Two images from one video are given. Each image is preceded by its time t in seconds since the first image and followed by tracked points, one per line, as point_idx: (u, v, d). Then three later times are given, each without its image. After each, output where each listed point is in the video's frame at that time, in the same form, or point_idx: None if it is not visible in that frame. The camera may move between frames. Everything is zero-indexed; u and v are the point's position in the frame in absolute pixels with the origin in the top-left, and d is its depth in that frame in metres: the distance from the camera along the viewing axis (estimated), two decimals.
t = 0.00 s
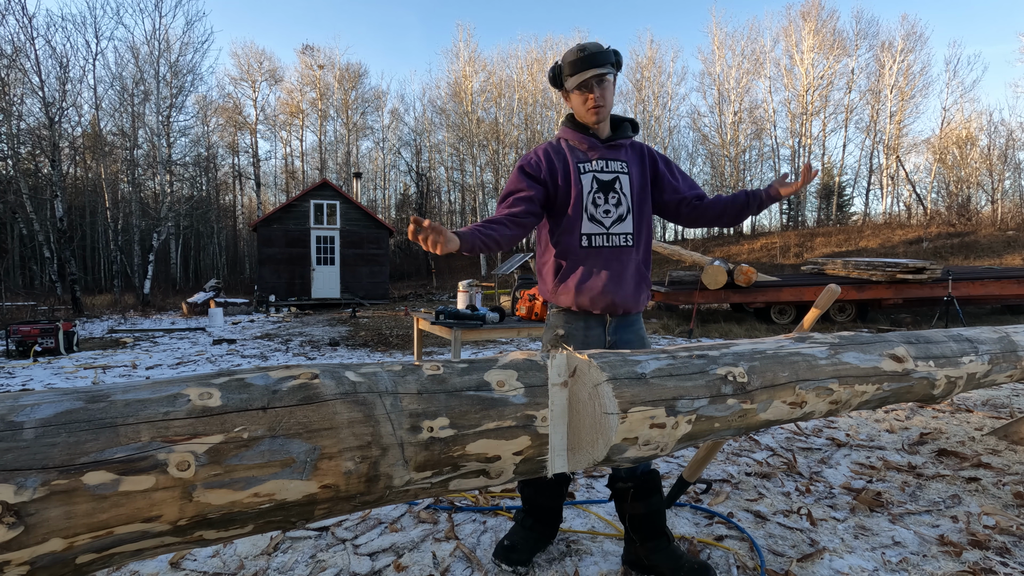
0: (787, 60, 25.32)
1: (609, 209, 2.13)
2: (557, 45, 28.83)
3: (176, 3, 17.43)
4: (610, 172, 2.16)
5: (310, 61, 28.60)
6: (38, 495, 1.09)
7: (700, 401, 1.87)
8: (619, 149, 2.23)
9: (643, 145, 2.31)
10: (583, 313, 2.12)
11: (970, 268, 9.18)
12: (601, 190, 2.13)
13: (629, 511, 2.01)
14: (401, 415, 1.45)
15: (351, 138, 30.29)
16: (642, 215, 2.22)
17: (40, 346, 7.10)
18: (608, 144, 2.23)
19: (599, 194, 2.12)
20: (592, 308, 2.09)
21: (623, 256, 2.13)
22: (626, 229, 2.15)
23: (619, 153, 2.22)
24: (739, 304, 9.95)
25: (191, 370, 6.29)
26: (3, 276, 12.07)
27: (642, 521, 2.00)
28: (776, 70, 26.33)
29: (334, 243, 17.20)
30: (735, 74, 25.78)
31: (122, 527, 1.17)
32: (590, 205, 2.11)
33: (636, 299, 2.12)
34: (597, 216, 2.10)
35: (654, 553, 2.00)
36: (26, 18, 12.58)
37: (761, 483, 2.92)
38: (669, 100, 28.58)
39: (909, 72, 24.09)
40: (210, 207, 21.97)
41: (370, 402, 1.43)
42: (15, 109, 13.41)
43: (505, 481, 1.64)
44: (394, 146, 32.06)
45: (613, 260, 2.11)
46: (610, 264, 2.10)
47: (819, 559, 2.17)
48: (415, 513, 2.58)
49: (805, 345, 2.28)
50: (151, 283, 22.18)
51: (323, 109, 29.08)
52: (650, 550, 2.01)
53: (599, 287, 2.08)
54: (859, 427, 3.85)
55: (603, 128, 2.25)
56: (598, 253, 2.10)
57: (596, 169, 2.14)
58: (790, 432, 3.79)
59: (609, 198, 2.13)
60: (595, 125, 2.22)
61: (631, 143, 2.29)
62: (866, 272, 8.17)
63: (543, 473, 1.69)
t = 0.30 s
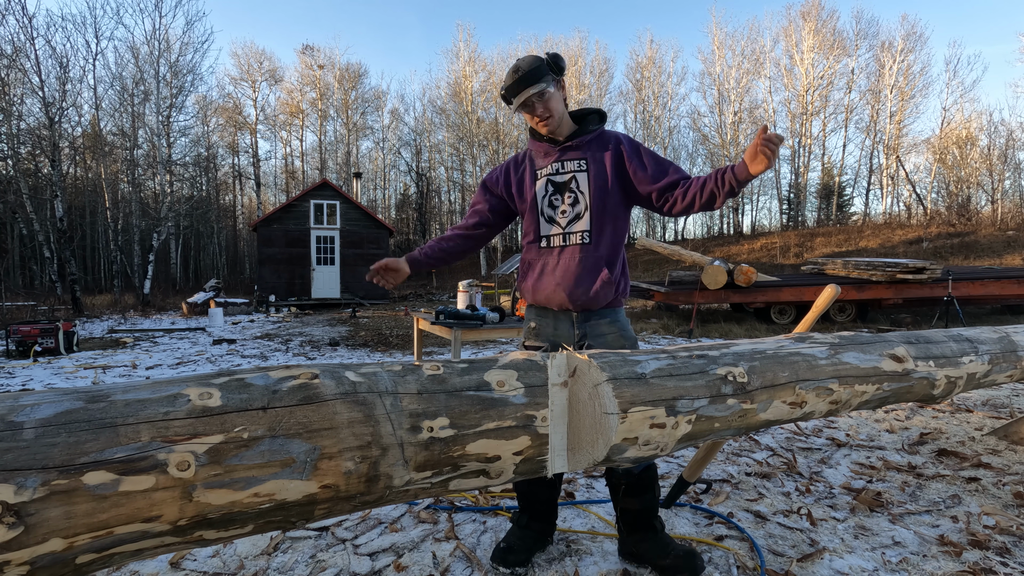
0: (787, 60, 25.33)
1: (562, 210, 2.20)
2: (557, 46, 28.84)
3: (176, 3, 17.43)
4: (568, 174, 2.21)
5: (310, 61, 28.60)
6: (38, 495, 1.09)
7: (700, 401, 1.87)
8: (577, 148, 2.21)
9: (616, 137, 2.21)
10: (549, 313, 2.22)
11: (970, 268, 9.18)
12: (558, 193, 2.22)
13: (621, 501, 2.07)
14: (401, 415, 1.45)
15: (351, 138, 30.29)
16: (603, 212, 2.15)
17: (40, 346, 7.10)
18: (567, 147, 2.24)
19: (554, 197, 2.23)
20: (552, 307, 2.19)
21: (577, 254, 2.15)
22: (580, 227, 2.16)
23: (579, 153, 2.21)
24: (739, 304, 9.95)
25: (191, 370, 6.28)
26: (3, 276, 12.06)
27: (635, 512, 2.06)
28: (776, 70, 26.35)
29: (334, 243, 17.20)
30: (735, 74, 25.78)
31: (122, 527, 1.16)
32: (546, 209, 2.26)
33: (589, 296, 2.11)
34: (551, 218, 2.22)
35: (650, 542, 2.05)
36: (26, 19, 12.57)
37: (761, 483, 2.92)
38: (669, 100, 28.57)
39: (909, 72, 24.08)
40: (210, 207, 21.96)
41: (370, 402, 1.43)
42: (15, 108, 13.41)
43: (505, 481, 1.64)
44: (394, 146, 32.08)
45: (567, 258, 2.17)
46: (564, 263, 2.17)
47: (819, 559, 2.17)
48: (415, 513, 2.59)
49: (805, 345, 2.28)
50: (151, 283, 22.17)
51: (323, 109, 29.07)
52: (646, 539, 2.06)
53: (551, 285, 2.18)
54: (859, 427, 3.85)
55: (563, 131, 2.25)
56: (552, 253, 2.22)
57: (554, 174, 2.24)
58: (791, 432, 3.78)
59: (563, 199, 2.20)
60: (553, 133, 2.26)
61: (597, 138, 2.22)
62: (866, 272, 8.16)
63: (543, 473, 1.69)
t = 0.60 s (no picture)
0: (787, 60, 25.33)
1: (545, 218, 2.31)
2: (557, 45, 28.85)
3: (176, 3, 17.41)
4: (551, 184, 2.28)
5: (310, 61, 28.58)
6: (38, 495, 1.09)
7: (700, 401, 1.87)
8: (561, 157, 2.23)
9: (591, 143, 2.12)
10: (540, 315, 2.38)
11: (970, 268, 9.18)
12: (546, 201, 2.32)
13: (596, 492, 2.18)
14: (401, 415, 1.45)
15: (351, 138, 30.29)
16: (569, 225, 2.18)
17: (40, 346, 7.10)
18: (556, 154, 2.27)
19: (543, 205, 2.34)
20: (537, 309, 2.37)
21: (550, 264, 2.25)
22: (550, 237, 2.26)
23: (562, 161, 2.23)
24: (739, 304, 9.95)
25: (191, 370, 6.27)
26: (3, 276, 12.06)
27: (610, 504, 2.18)
28: (776, 70, 26.34)
29: (334, 243, 17.20)
30: (735, 74, 25.77)
31: (122, 527, 1.16)
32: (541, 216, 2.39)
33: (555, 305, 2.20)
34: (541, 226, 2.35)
35: (608, 533, 2.19)
36: (25, 18, 12.53)
37: (761, 483, 2.93)
38: (669, 100, 28.54)
39: (909, 72, 24.09)
40: (210, 207, 21.95)
41: (370, 402, 1.43)
42: (15, 108, 13.41)
43: (505, 481, 1.64)
44: (394, 146, 32.09)
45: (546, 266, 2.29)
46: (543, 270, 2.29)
47: (819, 559, 2.17)
48: (415, 513, 2.59)
49: (805, 345, 2.28)
50: (151, 283, 22.17)
51: (323, 109, 29.07)
52: (604, 529, 2.19)
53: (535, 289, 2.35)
54: (859, 427, 3.85)
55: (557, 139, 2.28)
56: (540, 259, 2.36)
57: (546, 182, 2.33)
58: (790, 432, 3.78)
59: (547, 209, 2.29)
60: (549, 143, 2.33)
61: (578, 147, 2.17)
62: (866, 272, 8.15)
63: (543, 473, 1.69)
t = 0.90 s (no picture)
0: (787, 60, 25.33)
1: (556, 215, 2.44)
2: (557, 45, 28.85)
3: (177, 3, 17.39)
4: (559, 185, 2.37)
5: (310, 61, 28.57)
6: (38, 495, 1.09)
7: (700, 401, 1.87)
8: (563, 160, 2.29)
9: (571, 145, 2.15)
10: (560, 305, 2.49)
11: (971, 268, 9.18)
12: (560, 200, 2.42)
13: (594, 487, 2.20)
14: (401, 415, 1.45)
15: (351, 138, 30.29)
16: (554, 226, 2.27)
17: (40, 346, 7.10)
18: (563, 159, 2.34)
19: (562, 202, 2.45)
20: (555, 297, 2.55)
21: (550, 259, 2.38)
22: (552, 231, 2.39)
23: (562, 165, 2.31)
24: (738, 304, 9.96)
25: (190, 370, 6.27)
26: (3, 276, 12.05)
27: (613, 502, 2.19)
28: (776, 70, 26.33)
29: (334, 243, 17.20)
30: (735, 74, 25.77)
31: (121, 527, 1.16)
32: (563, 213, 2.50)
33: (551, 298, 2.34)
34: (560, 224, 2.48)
35: (608, 533, 2.19)
36: (26, 19, 12.48)
37: (761, 483, 2.93)
38: (669, 100, 28.50)
39: (909, 72, 24.09)
40: (210, 207, 21.94)
41: (370, 402, 1.43)
42: (15, 108, 13.41)
43: (505, 481, 1.65)
44: (394, 146, 32.10)
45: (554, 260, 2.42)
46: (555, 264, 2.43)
47: (818, 559, 2.17)
48: (415, 513, 2.58)
49: (805, 345, 2.28)
50: (151, 284, 22.16)
51: (323, 109, 29.06)
52: (603, 529, 2.19)
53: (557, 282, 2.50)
54: (859, 427, 3.85)
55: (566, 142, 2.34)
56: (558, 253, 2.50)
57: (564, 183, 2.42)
58: (790, 432, 3.78)
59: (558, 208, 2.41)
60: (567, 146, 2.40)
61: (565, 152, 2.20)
62: (866, 272, 8.15)
63: (543, 473, 1.69)
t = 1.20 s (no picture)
0: (787, 60, 25.33)
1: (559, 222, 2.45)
2: (557, 45, 28.85)
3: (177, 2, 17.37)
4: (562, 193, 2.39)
5: (310, 61, 28.56)
6: (38, 495, 1.09)
7: (700, 401, 1.87)
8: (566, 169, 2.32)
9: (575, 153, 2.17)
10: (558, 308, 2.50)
11: (971, 268, 9.18)
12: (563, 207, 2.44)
13: (596, 485, 2.20)
14: (401, 415, 1.45)
15: (351, 138, 30.29)
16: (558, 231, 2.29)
17: (40, 346, 7.10)
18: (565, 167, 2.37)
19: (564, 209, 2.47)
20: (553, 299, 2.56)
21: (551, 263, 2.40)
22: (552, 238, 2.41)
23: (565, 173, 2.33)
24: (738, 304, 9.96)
25: (191, 370, 6.27)
26: (3, 276, 12.05)
27: (613, 498, 2.19)
28: (776, 70, 26.31)
29: (334, 243, 17.20)
30: (735, 74, 25.77)
31: (121, 527, 1.16)
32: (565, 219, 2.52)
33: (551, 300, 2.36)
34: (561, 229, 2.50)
35: (608, 532, 2.20)
36: (25, 19, 12.44)
37: (761, 483, 2.93)
38: (669, 100, 28.45)
39: (909, 72, 24.08)
40: (210, 207, 21.94)
41: (370, 402, 1.43)
42: (15, 108, 13.42)
43: (505, 481, 1.64)
44: (394, 146, 32.11)
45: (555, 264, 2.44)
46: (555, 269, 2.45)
47: (819, 559, 2.17)
48: (415, 513, 2.58)
49: (805, 345, 2.28)
50: (151, 283, 22.17)
51: (323, 109, 29.06)
52: (603, 527, 2.21)
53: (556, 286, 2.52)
54: (859, 427, 3.85)
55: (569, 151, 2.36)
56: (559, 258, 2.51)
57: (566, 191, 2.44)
58: (790, 432, 3.78)
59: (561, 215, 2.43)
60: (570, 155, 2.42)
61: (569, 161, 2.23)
62: (866, 272, 8.15)
63: (543, 473, 1.69)
